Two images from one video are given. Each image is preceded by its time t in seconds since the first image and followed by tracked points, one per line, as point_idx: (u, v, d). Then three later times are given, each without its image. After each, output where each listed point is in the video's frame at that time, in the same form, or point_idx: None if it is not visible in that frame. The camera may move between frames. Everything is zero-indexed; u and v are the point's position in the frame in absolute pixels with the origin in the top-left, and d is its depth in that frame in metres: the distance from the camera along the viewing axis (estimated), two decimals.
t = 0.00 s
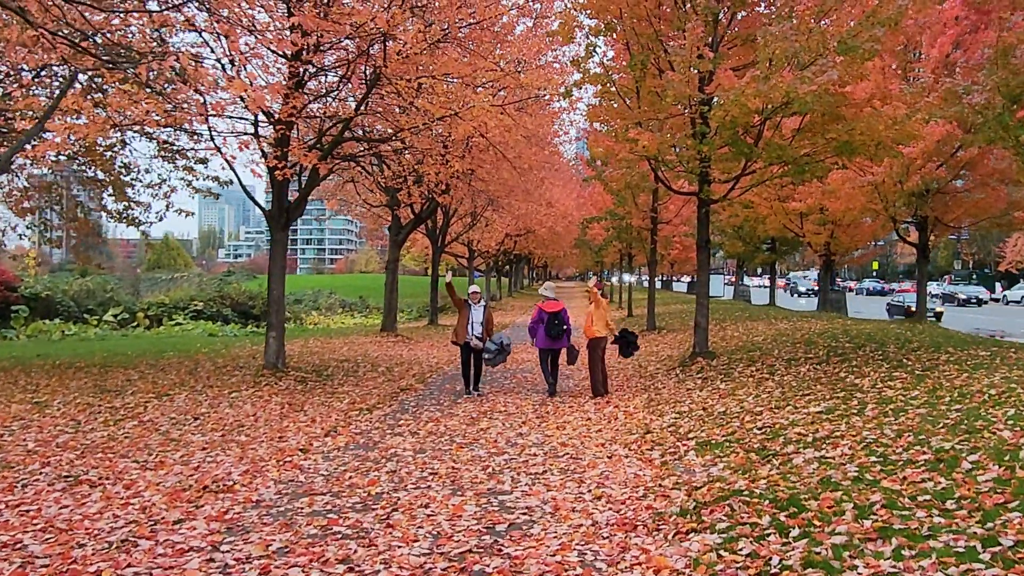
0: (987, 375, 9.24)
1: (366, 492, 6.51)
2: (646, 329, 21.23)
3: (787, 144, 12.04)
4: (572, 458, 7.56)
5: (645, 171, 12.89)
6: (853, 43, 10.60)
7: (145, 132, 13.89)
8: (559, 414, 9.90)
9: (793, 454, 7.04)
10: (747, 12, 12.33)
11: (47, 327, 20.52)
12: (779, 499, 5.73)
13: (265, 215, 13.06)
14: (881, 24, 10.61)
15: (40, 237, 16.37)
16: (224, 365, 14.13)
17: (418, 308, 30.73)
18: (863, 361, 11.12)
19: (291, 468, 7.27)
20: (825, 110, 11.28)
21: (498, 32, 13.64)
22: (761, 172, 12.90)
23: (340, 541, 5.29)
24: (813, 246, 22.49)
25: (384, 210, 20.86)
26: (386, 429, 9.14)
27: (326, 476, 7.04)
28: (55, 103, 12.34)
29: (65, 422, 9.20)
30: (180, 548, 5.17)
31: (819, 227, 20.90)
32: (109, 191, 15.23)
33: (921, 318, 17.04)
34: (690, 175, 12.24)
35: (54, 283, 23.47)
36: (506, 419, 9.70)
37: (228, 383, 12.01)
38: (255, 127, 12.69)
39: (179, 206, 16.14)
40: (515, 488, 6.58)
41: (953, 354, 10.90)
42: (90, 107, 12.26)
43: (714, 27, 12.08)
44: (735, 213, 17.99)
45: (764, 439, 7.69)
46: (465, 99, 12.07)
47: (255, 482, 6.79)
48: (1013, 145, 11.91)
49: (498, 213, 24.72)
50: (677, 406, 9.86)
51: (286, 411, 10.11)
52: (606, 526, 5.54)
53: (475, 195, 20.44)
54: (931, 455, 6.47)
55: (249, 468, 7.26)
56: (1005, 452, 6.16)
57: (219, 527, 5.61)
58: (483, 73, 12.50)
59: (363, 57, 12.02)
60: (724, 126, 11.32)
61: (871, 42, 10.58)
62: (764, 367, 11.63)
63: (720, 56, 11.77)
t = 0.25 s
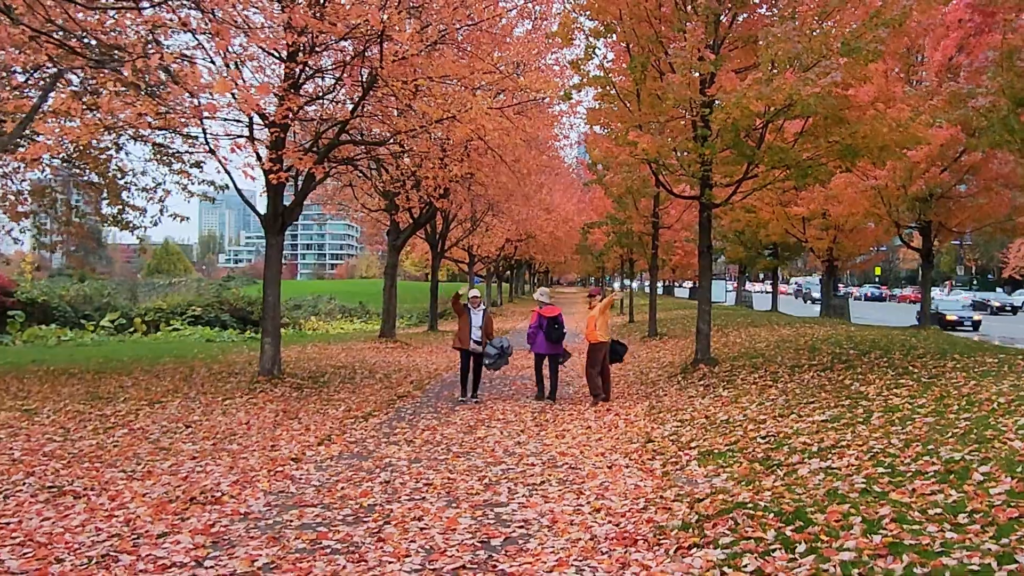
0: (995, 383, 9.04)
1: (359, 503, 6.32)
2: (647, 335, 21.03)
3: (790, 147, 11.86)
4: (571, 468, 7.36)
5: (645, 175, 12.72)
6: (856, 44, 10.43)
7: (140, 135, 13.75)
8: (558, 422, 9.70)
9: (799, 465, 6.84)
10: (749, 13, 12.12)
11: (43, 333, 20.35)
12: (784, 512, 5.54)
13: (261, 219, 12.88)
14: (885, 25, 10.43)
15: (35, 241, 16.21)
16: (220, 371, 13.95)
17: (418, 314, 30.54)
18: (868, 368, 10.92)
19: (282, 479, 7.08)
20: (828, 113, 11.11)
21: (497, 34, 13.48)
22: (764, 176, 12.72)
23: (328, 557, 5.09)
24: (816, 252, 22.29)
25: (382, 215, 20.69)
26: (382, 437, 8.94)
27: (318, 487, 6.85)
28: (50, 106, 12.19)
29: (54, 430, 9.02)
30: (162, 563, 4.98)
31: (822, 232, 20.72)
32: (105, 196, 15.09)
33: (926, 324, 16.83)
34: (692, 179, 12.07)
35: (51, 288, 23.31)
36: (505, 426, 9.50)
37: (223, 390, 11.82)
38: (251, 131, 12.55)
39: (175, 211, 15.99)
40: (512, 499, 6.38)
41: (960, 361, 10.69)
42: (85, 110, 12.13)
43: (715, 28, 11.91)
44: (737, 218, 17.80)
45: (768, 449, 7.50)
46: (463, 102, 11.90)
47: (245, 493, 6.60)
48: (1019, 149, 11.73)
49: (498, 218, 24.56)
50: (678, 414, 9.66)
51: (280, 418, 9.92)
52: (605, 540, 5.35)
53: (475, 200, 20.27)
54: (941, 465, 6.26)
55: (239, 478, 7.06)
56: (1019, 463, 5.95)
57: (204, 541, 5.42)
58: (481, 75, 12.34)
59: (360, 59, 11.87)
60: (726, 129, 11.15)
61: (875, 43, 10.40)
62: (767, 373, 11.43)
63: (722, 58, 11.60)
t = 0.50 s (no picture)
0: (1003, 389, 8.86)
1: (351, 513, 6.15)
2: (648, 339, 20.86)
3: (792, 150, 11.70)
4: (570, 477, 7.19)
5: (646, 178, 12.56)
6: (860, 45, 10.27)
7: (134, 137, 13.61)
8: (557, 429, 9.52)
9: (803, 474, 6.67)
10: (750, 14, 11.97)
11: (39, 337, 20.20)
12: (789, 523, 5.36)
13: (256, 222, 12.72)
14: (889, 26, 10.28)
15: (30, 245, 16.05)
16: (215, 376, 13.79)
17: (417, 318, 30.37)
18: (872, 373, 10.75)
19: (273, 488, 6.91)
20: (832, 115, 10.95)
21: (496, 35, 13.33)
22: (766, 179, 12.56)
23: (318, 570, 4.92)
24: (818, 255, 22.11)
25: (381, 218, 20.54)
26: (378, 444, 8.78)
27: (310, 496, 6.68)
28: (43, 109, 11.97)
29: (43, 437, 8.86)
30: None
31: (824, 236, 20.56)
32: (99, 199, 14.94)
33: (930, 328, 16.65)
34: (693, 182, 11.90)
35: (48, 292, 23.15)
36: (502, 433, 9.33)
37: (217, 395, 11.66)
38: (246, 133, 12.40)
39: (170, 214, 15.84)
40: (508, 509, 6.21)
41: (966, 367, 10.52)
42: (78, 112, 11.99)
43: (716, 30, 11.76)
44: (739, 221, 17.64)
45: (772, 456, 7.32)
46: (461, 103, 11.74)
47: (235, 502, 6.43)
48: None
49: (497, 221, 24.41)
50: (679, 421, 9.48)
51: (274, 424, 9.75)
52: (605, 553, 5.18)
53: (474, 203, 20.11)
54: (950, 475, 6.09)
55: (229, 487, 6.90)
56: None
57: (190, 553, 5.25)
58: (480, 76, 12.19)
59: (356, 60, 11.72)
60: (728, 131, 10.99)
61: (880, 44, 10.24)
62: (769, 379, 11.26)
63: (723, 59, 11.44)
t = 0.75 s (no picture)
0: (1011, 394, 8.68)
1: (342, 523, 5.97)
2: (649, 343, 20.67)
3: (794, 152, 11.53)
4: (568, 485, 7.00)
5: (646, 180, 12.39)
6: (863, 45, 10.11)
7: (130, 140, 13.45)
8: (556, 435, 9.34)
9: (808, 482, 6.49)
10: (751, 15, 11.82)
11: (35, 341, 20.03)
12: (794, 535, 5.18)
13: (252, 225, 12.55)
14: (892, 26, 10.12)
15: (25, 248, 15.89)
16: (210, 381, 13.62)
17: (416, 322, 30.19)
18: (877, 378, 10.56)
19: (264, 496, 6.73)
20: (835, 116, 10.78)
21: (494, 36, 13.18)
22: (768, 181, 12.39)
23: None
24: (820, 259, 21.93)
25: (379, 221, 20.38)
26: (372, 451, 8.60)
27: (301, 506, 6.50)
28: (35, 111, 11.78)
29: (31, 443, 8.68)
30: None
31: (826, 239, 20.39)
32: (95, 203, 14.78)
33: (933, 332, 16.47)
34: (694, 184, 11.74)
35: (44, 296, 22.99)
36: (500, 439, 9.15)
37: (211, 401, 11.48)
38: (241, 135, 12.25)
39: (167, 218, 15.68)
40: (504, 519, 6.03)
41: (972, 372, 10.33)
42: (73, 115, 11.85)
43: (717, 30, 11.60)
44: (740, 224, 17.47)
45: (775, 464, 7.15)
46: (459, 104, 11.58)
47: (223, 512, 6.25)
48: None
49: (497, 224, 24.25)
50: (681, 427, 9.29)
51: (268, 431, 9.58)
52: (603, 566, 5.00)
53: (473, 206, 19.95)
54: (959, 483, 5.90)
55: (218, 496, 6.71)
56: None
57: (174, 565, 5.07)
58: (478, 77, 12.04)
59: (352, 61, 11.57)
60: (730, 133, 10.82)
61: (882, 44, 10.08)
62: (772, 384, 11.07)
63: (725, 60, 11.27)
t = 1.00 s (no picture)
0: (1017, 398, 8.53)
1: (336, 532, 5.81)
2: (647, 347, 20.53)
3: (796, 153, 11.41)
4: (567, 493, 6.85)
5: (646, 182, 12.26)
6: (867, 44, 10.00)
7: (123, 141, 13.30)
8: (555, 440, 9.18)
9: (813, 489, 6.34)
10: (753, 15, 11.70)
11: (28, 345, 19.84)
12: (801, 544, 5.03)
13: (247, 227, 12.39)
14: (896, 25, 10.01)
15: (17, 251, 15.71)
16: (203, 386, 13.45)
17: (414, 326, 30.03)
18: (879, 382, 10.42)
19: (255, 504, 6.57)
20: (837, 117, 10.67)
21: (493, 37, 13.06)
22: (769, 182, 12.27)
23: None
24: (820, 262, 21.81)
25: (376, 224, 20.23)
26: (367, 457, 8.44)
27: (293, 514, 6.35)
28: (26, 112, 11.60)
29: (19, 450, 8.51)
30: None
31: (826, 242, 20.27)
32: (87, 205, 14.62)
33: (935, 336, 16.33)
34: (694, 186, 11.61)
35: (38, 299, 22.81)
36: (498, 445, 8.99)
37: (204, 406, 11.32)
38: (236, 136, 12.11)
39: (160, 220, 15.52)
40: (502, 528, 5.87)
41: (977, 376, 10.18)
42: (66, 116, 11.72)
43: (718, 30, 11.48)
44: (740, 227, 17.33)
45: (779, 471, 7.00)
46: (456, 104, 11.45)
47: (213, 521, 6.09)
48: None
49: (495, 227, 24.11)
50: (681, 432, 9.14)
51: (261, 437, 9.42)
52: None
53: (470, 209, 19.81)
54: (969, 491, 5.74)
55: (209, 505, 6.55)
56: None
57: None
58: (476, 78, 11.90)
59: (349, 61, 11.43)
60: (731, 133, 10.69)
61: (887, 43, 9.99)
62: (774, 388, 10.92)
63: (726, 60, 11.15)
